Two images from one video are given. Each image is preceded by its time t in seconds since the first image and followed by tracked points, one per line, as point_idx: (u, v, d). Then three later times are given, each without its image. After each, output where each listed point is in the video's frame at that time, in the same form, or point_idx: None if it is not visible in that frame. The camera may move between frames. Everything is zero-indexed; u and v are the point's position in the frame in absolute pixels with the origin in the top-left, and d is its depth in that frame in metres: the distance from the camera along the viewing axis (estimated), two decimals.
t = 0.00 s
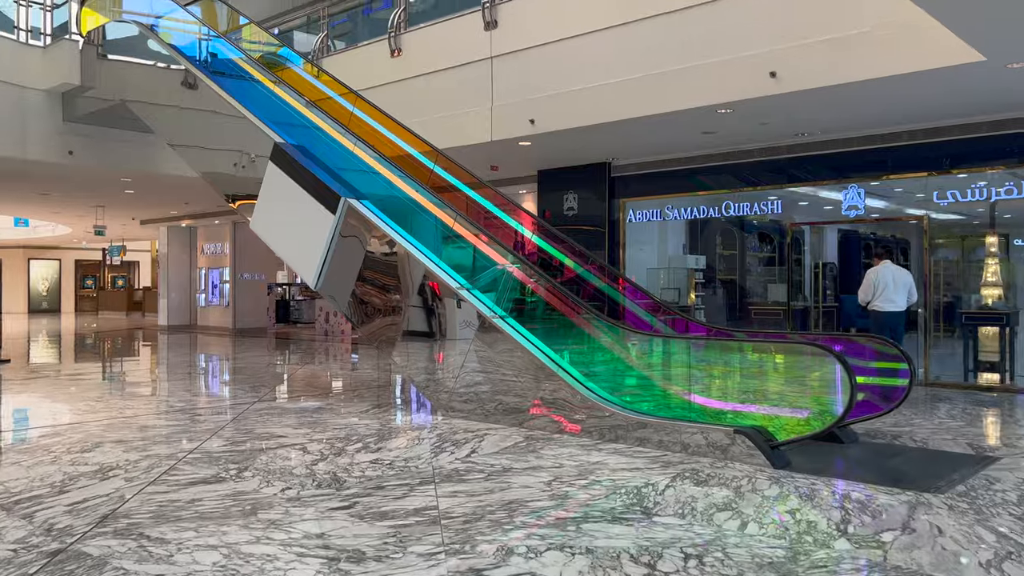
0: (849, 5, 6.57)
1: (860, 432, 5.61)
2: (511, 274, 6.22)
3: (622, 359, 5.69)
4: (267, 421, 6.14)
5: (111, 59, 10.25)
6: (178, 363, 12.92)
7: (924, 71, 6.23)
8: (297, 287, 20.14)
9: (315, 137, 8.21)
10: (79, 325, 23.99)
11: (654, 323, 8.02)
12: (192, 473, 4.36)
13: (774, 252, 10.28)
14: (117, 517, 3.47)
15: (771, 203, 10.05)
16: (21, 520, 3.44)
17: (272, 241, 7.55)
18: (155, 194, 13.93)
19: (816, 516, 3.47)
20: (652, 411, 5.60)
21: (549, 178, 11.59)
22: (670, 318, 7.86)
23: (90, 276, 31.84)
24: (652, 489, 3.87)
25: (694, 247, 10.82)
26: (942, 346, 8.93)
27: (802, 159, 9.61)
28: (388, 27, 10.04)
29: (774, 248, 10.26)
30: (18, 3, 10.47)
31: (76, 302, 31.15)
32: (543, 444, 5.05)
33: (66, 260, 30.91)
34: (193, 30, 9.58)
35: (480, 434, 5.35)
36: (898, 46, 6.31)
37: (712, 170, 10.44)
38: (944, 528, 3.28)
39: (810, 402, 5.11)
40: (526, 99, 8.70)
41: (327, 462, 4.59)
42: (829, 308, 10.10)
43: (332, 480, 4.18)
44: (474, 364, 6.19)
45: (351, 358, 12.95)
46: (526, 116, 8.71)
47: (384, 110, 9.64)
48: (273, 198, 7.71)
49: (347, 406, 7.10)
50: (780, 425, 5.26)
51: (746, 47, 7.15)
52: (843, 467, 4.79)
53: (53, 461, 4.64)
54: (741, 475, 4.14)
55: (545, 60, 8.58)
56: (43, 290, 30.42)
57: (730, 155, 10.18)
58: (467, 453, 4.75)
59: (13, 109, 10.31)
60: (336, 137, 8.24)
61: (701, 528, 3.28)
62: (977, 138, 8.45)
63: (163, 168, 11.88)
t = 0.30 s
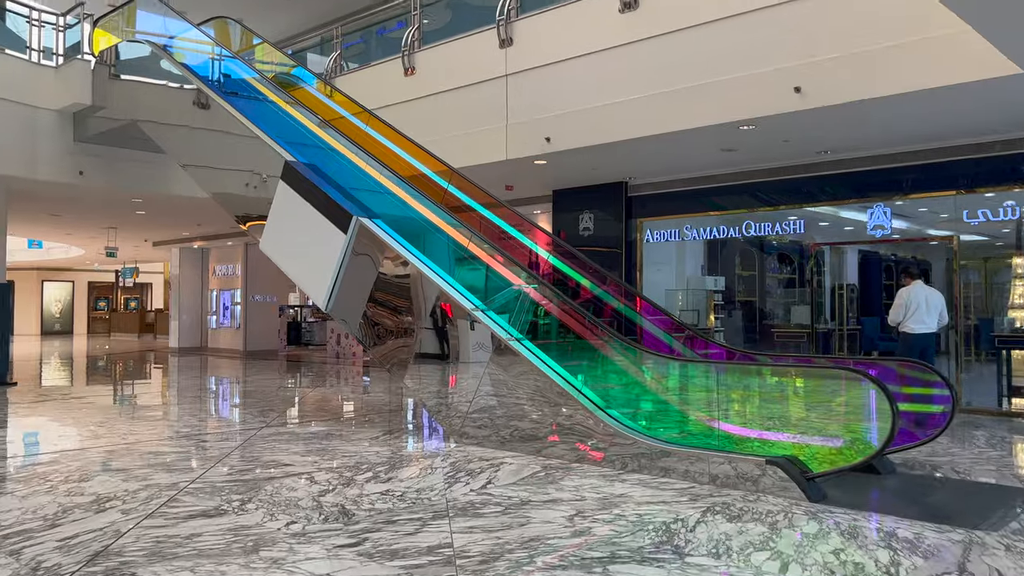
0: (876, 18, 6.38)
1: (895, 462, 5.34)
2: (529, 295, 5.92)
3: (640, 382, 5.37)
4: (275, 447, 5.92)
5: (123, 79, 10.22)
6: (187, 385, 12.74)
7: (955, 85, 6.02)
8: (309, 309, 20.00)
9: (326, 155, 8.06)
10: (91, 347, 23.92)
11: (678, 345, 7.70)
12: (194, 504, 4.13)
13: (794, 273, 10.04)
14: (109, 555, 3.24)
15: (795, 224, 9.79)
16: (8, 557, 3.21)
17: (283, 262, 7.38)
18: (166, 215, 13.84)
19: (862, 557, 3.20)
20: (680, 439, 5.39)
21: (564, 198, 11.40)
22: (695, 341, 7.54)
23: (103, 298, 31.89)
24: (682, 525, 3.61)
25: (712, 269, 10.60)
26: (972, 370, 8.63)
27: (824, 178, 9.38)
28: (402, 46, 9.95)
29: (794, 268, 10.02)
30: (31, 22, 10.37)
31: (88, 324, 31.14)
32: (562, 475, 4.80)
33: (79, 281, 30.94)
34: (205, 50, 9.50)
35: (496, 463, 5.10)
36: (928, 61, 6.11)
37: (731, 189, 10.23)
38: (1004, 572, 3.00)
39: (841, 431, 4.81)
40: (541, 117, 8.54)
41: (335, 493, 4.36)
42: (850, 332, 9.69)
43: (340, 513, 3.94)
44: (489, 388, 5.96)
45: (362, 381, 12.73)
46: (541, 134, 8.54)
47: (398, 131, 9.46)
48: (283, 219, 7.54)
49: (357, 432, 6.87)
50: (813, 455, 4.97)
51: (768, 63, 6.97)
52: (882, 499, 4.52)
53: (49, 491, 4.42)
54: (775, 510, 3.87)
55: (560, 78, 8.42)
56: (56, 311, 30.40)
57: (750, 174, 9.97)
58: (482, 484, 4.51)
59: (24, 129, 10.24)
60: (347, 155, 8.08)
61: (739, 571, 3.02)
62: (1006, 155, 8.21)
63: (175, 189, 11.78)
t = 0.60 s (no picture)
0: (904, 35, 6.18)
1: (936, 500, 5.05)
2: (547, 322, 5.72)
3: (656, 408, 5.29)
4: (282, 479, 5.68)
5: (137, 101, 10.08)
6: (197, 410, 12.54)
7: (991, 102, 5.78)
8: (320, 333, 19.81)
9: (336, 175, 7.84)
10: (102, 370, 23.81)
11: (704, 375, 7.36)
12: (194, 544, 3.89)
13: (815, 298, 9.79)
14: None
15: (819, 246, 9.51)
16: None
17: (293, 286, 7.20)
18: (178, 238, 13.72)
19: None
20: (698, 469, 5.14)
21: (579, 221, 11.21)
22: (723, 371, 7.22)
23: (116, 321, 31.86)
24: (715, 572, 3.35)
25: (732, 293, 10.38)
26: (1006, 399, 8.30)
27: (847, 200, 9.13)
28: (416, 67, 9.83)
29: (815, 292, 9.76)
30: (43, 44, 10.34)
31: (100, 346, 31.09)
32: (583, 513, 4.55)
33: (92, 304, 30.95)
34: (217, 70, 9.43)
35: (512, 499, 4.85)
36: (962, 78, 5.89)
37: (750, 212, 9.99)
38: None
39: (880, 464, 4.53)
40: (558, 138, 8.36)
41: (343, 532, 4.11)
42: (873, 357, 9.47)
43: (348, 555, 3.69)
44: (505, 419, 5.72)
45: (373, 407, 12.48)
46: (557, 154, 8.36)
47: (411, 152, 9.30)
48: (295, 241, 7.39)
49: (367, 462, 6.63)
50: (853, 493, 4.63)
51: (792, 81, 6.78)
52: (926, 540, 4.24)
53: (43, 528, 4.19)
54: (814, 555, 3.60)
55: (577, 98, 8.26)
56: (69, 335, 30.38)
57: (770, 196, 9.74)
58: (499, 522, 4.26)
59: (35, 152, 10.16)
60: (356, 175, 7.79)
61: None
62: None
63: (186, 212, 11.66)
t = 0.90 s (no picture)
0: (944, 44, 5.94)
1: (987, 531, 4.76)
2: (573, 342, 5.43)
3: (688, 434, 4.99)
4: (295, 505, 5.45)
5: (154, 118, 9.99)
6: (211, 430, 12.34)
7: None
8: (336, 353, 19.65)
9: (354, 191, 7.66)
10: (118, 389, 23.74)
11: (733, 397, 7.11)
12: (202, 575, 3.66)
13: (843, 318, 9.43)
14: None
15: (852, 265, 9.17)
16: None
17: (307, 302, 7.02)
18: (194, 257, 13.63)
19: None
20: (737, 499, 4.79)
21: (600, 239, 10.99)
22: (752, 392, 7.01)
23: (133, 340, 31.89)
24: None
25: (758, 313, 10.10)
26: None
27: (878, 217, 8.85)
28: (434, 83, 9.69)
29: (842, 313, 9.41)
30: (61, 60, 10.32)
31: (117, 366, 31.08)
32: (612, 544, 4.29)
33: (110, 323, 31.00)
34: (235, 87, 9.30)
35: (536, 528, 4.60)
36: (1007, 87, 5.64)
37: (776, 229, 9.73)
38: None
39: (929, 495, 4.17)
40: (580, 153, 8.17)
41: (359, 563, 3.87)
42: (905, 380, 9.07)
43: None
44: (528, 443, 5.48)
45: (390, 428, 12.25)
46: (579, 169, 8.16)
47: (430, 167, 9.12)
48: (309, 256, 7.18)
49: (384, 486, 6.39)
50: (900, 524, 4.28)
51: (825, 93, 6.56)
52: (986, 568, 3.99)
53: (44, 556, 3.98)
54: None
55: (600, 112, 8.07)
56: (86, 354, 30.39)
57: (797, 213, 9.48)
58: (524, 554, 4.01)
59: (52, 168, 10.08)
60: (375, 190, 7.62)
61: None
62: None
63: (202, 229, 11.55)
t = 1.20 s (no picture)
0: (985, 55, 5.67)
1: None
2: (597, 363, 5.12)
3: (719, 459, 4.82)
4: (307, 534, 5.21)
5: (172, 135, 9.88)
6: (226, 451, 12.15)
7: None
8: (352, 372, 19.46)
9: (370, 208, 7.45)
10: (135, 409, 23.64)
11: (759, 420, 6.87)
12: None
13: (872, 340, 9.12)
14: None
15: (884, 284, 8.86)
16: None
17: (323, 322, 6.82)
18: (210, 275, 13.52)
19: None
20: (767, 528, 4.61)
21: (621, 258, 10.75)
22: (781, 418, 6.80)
23: (151, 359, 31.87)
24: None
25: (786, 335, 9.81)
26: None
27: (910, 236, 8.55)
28: (453, 99, 9.55)
29: (871, 334, 9.12)
30: (78, 78, 10.27)
31: (134, 385, 31.06)
32: None
33: (127, 342, 31.01)
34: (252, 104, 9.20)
35: (561, 563, 4.34)
36: None
37: (804, 248, 9.46)
38: None
39: (980, 529, 4.04)
40: (602, 170, 7.97)
41: None
42: (937, 405, 8.63)
43: None
44: (550, 469, 5.23)
45: (406, 451, 12.00)
46: (601, 187, 7.96)
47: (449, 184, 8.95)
48: (326, 273, 6.99)
49: (399, 514, 6.15)
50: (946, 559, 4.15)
51: (858, 106, 6.31)
52: None
53: None
54: None
55: (623, 128, 7.86)
56: (103, 373, 30.41)
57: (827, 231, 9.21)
58: None
59: (68, 186, 10.01)
60: (393, 209, 7.44)
61: None
62: None
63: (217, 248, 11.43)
